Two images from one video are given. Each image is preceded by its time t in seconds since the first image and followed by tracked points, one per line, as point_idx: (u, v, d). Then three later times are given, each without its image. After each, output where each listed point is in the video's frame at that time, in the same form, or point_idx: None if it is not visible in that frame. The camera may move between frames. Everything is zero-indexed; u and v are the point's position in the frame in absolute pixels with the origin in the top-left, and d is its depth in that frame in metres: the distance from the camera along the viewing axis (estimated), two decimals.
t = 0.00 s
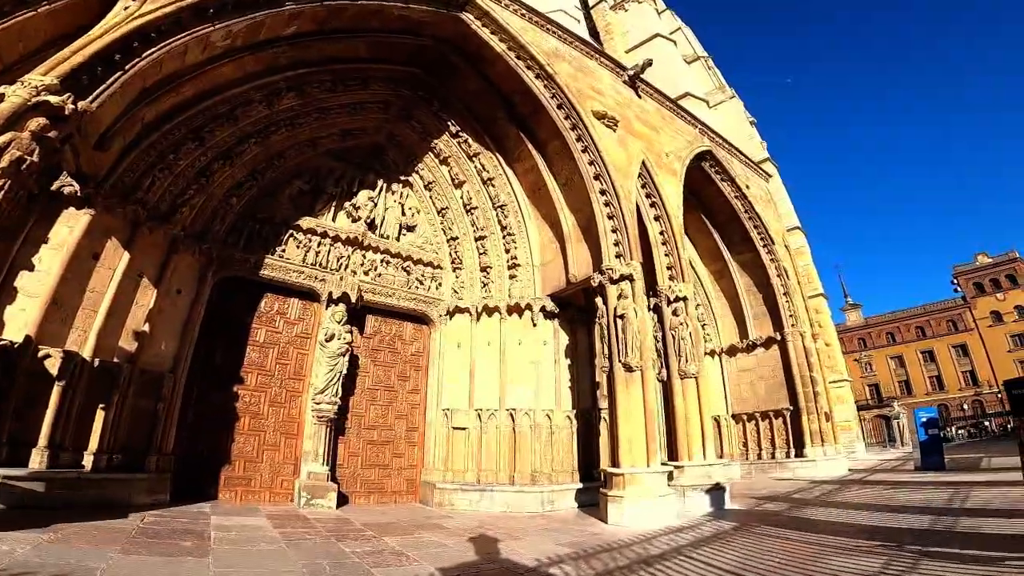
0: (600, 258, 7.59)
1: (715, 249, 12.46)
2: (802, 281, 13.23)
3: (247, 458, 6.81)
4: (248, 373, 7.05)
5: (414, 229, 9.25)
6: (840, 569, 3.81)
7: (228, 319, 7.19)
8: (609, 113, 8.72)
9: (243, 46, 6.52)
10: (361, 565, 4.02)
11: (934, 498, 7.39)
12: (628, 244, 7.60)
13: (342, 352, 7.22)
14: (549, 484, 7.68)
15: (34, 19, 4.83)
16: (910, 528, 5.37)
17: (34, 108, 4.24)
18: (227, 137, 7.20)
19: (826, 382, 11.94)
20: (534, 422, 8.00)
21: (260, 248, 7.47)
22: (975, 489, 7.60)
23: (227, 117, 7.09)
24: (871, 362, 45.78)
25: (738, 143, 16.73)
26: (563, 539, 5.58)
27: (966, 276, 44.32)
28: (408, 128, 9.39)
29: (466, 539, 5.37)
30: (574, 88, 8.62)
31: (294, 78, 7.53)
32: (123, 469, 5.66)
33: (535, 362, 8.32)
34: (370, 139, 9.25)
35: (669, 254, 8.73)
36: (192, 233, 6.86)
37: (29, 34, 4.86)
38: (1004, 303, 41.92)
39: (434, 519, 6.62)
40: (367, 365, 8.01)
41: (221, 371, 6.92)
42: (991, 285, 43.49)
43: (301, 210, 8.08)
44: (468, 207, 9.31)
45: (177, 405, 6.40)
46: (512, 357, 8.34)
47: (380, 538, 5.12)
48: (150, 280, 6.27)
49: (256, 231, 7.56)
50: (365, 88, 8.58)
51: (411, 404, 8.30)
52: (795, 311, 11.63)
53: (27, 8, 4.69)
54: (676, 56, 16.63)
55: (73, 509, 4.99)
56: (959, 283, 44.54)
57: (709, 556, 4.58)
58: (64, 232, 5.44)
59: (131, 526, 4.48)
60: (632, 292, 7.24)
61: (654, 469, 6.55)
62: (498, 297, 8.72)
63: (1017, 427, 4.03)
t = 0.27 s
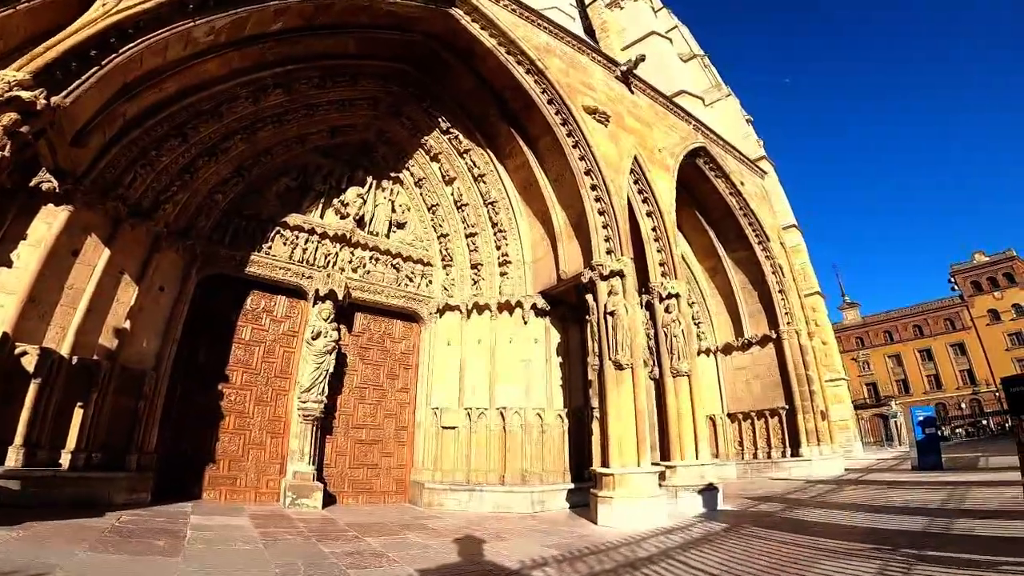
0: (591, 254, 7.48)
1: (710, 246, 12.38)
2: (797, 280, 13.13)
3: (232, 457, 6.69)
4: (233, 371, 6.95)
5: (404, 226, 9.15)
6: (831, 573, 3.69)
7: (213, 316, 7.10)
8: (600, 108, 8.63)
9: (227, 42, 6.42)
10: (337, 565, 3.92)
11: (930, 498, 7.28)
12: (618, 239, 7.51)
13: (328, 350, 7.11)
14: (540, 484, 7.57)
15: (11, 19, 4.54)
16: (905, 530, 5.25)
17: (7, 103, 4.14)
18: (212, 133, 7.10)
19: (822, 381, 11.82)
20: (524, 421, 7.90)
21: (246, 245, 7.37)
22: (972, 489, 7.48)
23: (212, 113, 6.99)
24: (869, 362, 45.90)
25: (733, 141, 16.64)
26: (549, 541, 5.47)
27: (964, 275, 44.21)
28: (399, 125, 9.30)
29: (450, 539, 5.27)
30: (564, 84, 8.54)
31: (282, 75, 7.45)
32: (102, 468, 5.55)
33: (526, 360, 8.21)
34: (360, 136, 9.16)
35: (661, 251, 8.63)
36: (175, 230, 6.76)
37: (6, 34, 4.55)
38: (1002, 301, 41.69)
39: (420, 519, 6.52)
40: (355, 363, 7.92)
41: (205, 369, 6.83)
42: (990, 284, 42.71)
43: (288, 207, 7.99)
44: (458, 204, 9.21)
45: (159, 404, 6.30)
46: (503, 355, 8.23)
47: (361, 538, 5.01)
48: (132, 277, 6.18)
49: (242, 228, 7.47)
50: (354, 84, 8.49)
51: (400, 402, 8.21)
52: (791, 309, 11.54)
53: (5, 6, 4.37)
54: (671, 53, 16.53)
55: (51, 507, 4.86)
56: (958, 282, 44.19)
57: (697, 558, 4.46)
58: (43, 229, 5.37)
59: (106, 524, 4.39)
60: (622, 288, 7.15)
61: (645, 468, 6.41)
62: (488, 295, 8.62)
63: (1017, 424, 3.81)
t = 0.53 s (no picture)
0: (585, 250, 7.36)
1: (708, 244, 12.25)
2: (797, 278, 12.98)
3: (219, 456, 6.59)
4: (221, 369, 6.85)
5: (397, 223, 9.05)
6: None
7: (201, 314, 7.01)
8: (595, 103, 8.51)
9: (215, 37, 6.31)
10: (315, 566, 3.80)
11: (931, 500, 7.12)
12: (613, 236, 7.39)
13: (318, 348, 6.98)
14: (534, 485, 7.44)
15: None
16: (905, 534, 5.09)
17: None
18: (201, 129, 7.00)
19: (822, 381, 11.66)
20: (517, 421, 7.77)
21: (235, 241, 7.28)
22: (975, 491, 7.31)
23: (200, 110, 6.88)
24: (871, 361, 45.52)
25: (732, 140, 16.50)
26: (540, 544, 5.33)
27: (965, 275, 44.11)
28: (392, 122, 9.20)
29: (437, 541, 5.15)
30: (559, 79, 8.43)
31: (272, 71, 7.34)
32: (84, 467, 5.46)
33: (519, 359, 8.10)
34: (352, 133, 9.06)
35: (657, 248, 8.51)
36: (161, 227, 6.66)
37: None
38: (1004, 301, 41.49)
39: (409, 520, 6.40)
40: (347, 361, 7.81)
41: (193, 367, 6.74)
42: (991, 284, 42.60)
43: (279, 204, 7.89)
44: (452, 201, 9.11)
45: (144, 402, 6.21)
46: (497, 354, 8.11)
47: (344, 539, 4.90)
48: (117, 273, 6.10)
49: (231, 224, 7.39)
50: (346, 81, 8.38)
51: (393, 401, 8.09)
52: (791, 308, 11.38)
53: None
54: (670, 51, 16.38)
55: (28, 506, 4.82)
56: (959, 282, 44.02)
57: (690, 563, 4.32)
58: (26, 223, 5.31)
59: (81, 522, 4.30)
60: (616, 285, 7.04)
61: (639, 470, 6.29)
62: (482, 292, 8.50)
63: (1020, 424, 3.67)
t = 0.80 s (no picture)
0: (579, 248, 7.24)
1: (708, 243, 12.11)
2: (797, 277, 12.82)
3: (207, 457, 6.51)
4: (209, 369, 6.77)
5: (390, 222, 8.96)
6: None
7: (189, 313, 6.95)
8: (590, 100, 8.42)
9: (203, 36, 6.24)
10: (290, 572, 3.70)
11: (934, 503, 6.96)
12: (607, 234, 7.26)
13: (308, 348, 6.90)
14: (527, 488, 7.32)
15: None
16: (905, 540, 4.93)
17: None
18: (189, 128, 6.93)
19: (823, 381, 11.48)
20: (511, 422, 7.65)
21: (225, 241, 7.21)
22: (978, 493, 7.15)
23: (188, 109, 6.80)
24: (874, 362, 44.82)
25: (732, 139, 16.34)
26: (529, 548, 5.20)
27: (969, 275, 43.86)
28: (386, 120, 9.11)
29: (423, 545, 5.03)
30: (553, 75, 8.34)
31: (262, 70, 7.25)
32: (67, 467, 5.38)
33: (513, 359, 7.98)
34: (346, 131, 8.98)
35: (653, 246, 8.38)
36: (148, 225, 6.63)
37: None
38: (1008, 301, 41.16)
39: (398, 522, 6.29)
40: (338, 362, 7.72)
41: (181, 366, 6.68)
42: (994, 284, 42.39)
43: (270, 203, 7.81)
44: (446, 199, 9.02)
45: (130, 401, 6.13)
46: (490, 354, 8.00)
47: (328, 543, 4.79)
48: (103, 272, 6.04)
49: (220, 223, 7.32)
50: (338, 80, 8.30)
51: (385, 402, 7.99)
52: (791, 307, 11.22)
53: None
54: (668, 50, 16.23)
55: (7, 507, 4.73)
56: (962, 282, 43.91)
57: (680, 570, 4.19)
58: (10, 222, 5.19)
59: (57, 523, 4.23)
60: (611, 284, 6.86)
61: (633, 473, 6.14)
62: (475, 292, 8.40)
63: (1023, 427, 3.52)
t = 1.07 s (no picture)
0: (571, 246, 7.16)
1: (706, 242, 12.01)
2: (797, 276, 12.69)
3: (195, 456, 6.48)
4: (198, 369, 6.74)
5: (383, 221, 8.92)
6: None
7: (179, 312, 6.92)
8: (584, 97, 8.36)
9: (192, 35, 6.19)
10: (265, 569, 3.65)
11: (935, 505, 6.81)
12: (600, 232, 7.18)
13: (297, 347, 6.86)
14: (520, 489, 7.23)
15: None
16: (903, 543, 4.80)
17: None
18: (179, 128, 6.90)
19: (823, 381, 11.34)
20: (503, 423, 7.57)
21: (215, 240, 7.19)
22: (981, 496, 6.99)
23: (178, 108, 6.77)
24: (876, 362, 44.83)
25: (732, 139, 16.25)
26: (517, 550, 5.11)
27: (970, 275, 43.12)
28: (380, 120, 9.07)
29: (408, 546, 4.95)
30: (546, 73, 8.29)
31: (254, 69, 7.22)
32: (53, 465, 5.35)
33: (506, 359, 7.89)
34: (339, 131, 8.94)
35: (648, 244, 8.29)
36: (137, 224, 6.61)
37: None
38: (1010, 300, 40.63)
39: (387, 523, 6.22)
40: (330, 361, 7.66)
41: (171, 365, 6.65)
42: (997, 284, 41.74)
43: (261, 202, 7.78)
44: (440, 198, 8.97)
45: (117, 400, 6.12)
46: (483, 353, 7.92)
47: (311, 542, 4.72)
48: (90, 270, 6.02)
49: (210, 222, 7.29)
50: (330, 79, 8.25)
51: (377, 402, 7.93)
52: (790, 306, 11.13)
53: None
54: (667, 48, 16.10)
55: None
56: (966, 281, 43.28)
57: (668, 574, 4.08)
58: None
59: (37, 522, 4.18)
60: (603, 282, 6.79)
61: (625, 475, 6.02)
62: (468, 291, 8.33)
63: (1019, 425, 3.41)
